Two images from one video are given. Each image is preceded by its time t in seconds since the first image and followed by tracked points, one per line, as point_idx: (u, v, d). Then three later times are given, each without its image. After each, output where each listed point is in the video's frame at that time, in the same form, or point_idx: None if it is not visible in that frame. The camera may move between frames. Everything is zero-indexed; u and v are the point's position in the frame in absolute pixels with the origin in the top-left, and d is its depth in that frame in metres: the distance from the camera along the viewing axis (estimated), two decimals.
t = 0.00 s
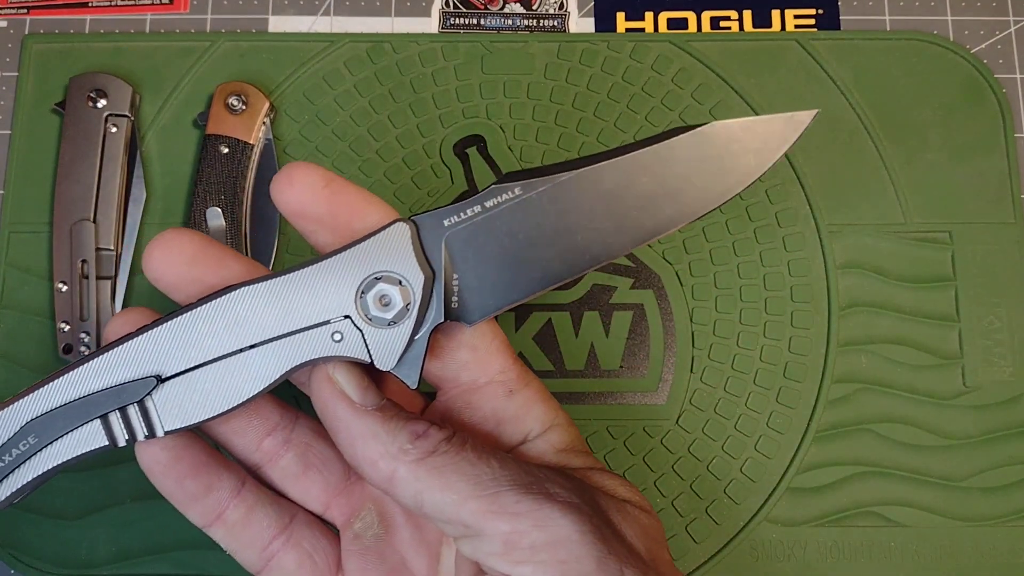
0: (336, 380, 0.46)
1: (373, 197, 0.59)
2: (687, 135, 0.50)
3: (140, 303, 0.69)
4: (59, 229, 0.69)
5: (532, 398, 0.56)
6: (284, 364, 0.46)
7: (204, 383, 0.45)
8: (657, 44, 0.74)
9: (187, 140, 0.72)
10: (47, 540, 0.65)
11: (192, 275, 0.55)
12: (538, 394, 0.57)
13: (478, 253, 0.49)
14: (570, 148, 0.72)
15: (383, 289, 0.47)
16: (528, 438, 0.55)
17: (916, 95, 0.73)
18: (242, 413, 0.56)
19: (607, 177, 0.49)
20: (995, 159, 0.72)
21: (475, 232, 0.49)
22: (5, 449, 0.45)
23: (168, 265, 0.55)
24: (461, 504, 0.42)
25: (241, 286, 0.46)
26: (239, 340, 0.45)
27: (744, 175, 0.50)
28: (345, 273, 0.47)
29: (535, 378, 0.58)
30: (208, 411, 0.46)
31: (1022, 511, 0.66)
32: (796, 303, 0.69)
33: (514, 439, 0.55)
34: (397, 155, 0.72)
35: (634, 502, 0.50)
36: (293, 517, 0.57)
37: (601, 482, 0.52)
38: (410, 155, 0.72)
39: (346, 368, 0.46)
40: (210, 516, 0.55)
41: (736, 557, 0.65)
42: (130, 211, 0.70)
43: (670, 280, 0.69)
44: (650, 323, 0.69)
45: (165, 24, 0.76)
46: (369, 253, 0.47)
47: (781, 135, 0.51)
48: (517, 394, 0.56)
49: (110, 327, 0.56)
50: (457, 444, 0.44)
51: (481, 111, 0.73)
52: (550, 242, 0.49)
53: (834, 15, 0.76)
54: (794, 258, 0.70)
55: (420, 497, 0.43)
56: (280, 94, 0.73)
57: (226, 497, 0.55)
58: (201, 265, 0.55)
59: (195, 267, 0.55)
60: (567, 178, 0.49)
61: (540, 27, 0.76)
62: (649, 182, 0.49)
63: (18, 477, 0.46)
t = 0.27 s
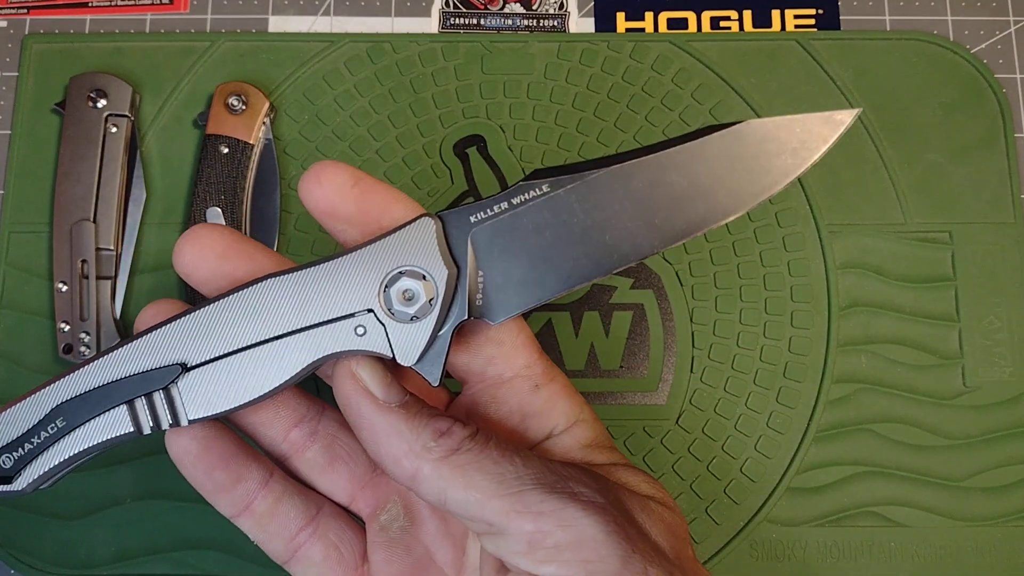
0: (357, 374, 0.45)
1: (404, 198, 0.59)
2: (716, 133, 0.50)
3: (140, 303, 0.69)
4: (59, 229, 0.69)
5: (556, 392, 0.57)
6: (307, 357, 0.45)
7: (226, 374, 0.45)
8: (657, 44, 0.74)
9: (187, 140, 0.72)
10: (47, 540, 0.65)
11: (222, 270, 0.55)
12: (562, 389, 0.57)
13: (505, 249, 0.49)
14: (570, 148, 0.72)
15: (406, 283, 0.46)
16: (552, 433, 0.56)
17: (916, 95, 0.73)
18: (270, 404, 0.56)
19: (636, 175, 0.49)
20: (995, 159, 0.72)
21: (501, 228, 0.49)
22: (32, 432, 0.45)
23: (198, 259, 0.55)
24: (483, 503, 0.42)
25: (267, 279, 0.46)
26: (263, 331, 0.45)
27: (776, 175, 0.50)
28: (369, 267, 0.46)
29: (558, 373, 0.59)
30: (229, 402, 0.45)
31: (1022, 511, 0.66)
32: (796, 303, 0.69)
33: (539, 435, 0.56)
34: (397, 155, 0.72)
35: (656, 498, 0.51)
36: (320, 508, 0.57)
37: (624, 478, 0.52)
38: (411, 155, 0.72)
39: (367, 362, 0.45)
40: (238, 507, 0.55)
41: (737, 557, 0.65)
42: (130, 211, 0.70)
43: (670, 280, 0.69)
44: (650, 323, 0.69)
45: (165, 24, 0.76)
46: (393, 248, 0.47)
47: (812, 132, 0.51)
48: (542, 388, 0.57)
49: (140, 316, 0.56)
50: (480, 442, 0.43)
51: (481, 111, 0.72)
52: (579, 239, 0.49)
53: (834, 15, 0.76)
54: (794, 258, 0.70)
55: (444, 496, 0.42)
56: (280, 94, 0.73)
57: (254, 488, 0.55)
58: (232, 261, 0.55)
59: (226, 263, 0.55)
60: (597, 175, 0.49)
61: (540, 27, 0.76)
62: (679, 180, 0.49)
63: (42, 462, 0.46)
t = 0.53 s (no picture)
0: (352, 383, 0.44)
1: (398, 206, 0.58)
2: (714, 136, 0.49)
3: (137, 303, 0.68)
4: (55, 229, 0.68)
5: (554, 397, 0.56)
6: (302, 366, 0.45)
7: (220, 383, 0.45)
8: (658, 43, 0.74)
9: (185, 139, 0.71)
10: (43, 542, 0.65)
11: (214, 279, 0.55)
12: (559, 394, 0.56)
13: (501, 255, 0.48)
14: (570, 147, 0.71)
15: (401, 290, 0.46)
16: (550, 440, 0.55)
17: (919, 94, 0.73)
18: (263, 413, 0.55)
19: (634, 178, 0.49)
20: (998, 158, 0.71)
21: (498, 233, 0.48)
22: (22, 446, 0.45)
23: (190, 268, 0.55)
24: (482, 511, 0.41)
25: (260, 287, 0.46)
26: (257, 339, 0.45)
27: (776, 178, 0.49)
28: (363, 274, 0.46)
29: (557, 378, 0.58)
30: (222, 412, 0.45)
31: None
32: (798, 303, 0.69)
33: (536, 440, 0.55)
34: (396, 154, 0.71)
35: (655, 505, 0.51)
36: (316, 518, 0.56)
37: (621, 485, 0.52)
38: (410, 154, 0.71)
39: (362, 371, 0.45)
40: (232, 519, 0.54)
41: (738, 560, 0.64)
42: (128, 211, 0.70)
43: (671, 280, 0.69)
44: (651, 324, 0.68)
45: (163, 23, 0.75)
46: (387, 254, 0.47)
47: (812, 134, 0.50)
48: (540, 394, 0.56)
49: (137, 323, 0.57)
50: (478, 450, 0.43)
51: (481, 110, 0.72)
52: (576, 244, 0.48)
53: (837, 13, 0.76)
54: (796, 258, 0.69)
55: (441, 505, 0.42)
56: (278, 92, 0.72)
57: (248, 499, 0.54)
58: (224, 269, 0.55)
59: (218, 271, 0.55)
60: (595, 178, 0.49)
61: (540, 25, 0.75)
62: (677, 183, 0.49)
63: (32, 476, 0.45)
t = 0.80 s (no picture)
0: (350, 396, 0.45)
1: (390, 218, 0.58)
2: (703, 140, 0.49)
3: (138, 303, 0.68)
4: (57, 229, 0.68)
5: (549, 404, 0.57)
6: (299, 380, 0.45)
7: (217, 400, 0.45)
8: (657, 43, 0.74)
9: (186, 140, 0.72)
10: (45, 542, 0.65)
11: (204, 295, 0.55)
12: (554, 402, 0.57)
13: (494, 263, 0.48)
14: (570, 148, 0.71)
15: (396, 302, 0.46)
16: (547, 448, 0.56)
17: (918, 94, 0.73)
18: (257, 430, 0.55)
19: (623, 184, 0.49)
20: (997, 159, 0.72)
21: (490, 242, 0.48)
22: (12, 473, 0.44)
23: (181, 286, 0.55)
24: (484, 521, 0.41)
25: (256, 302, 0.46)
26: (253, 356, 0.45)
27: (763, 180, 0.50)
28: (358, 287, 0.46)
29: (551, 386, 0.58)
30: (219, 429, 0.45)
31: None
32: (797, 303, 0.69)
33: (533, 448, 0.56)
34: (397, 155, 0.71)
35: (654, 510, 0.50)
36: (312, 533, 0.56)
37: (620, 492, 0.51)
38: (410, 155, 0.71)
39: (360, 385, 0.45)
40: (229, 537, 0.54)
41: (738, 559, 0.64)
42: (129, 211, 0.70)
43: (670, 280, 0.69)
44: (651, 324, 0.68)
45: (163, 23, 0.75)
46: (382, 266, 0.47)
47: (799, 137, 0.50)
48: (534, 401, 0.56)
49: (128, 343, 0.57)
50: (478, 459, 0.43)
51: (481, 111, 0.72)
52: (568, 251, 0.49)
53: (836, 13, 0.76)
54: (795, 258, 0.70)
55: (442, 517, 0.42)
56: (279, 93, 0.72)
57: (245, 517, 0.54)
58: (215, 286, 0.55)
59: (208, 288, 0.55)
60: (585, 185, 0.49)
61: (540, 26, 0.75)
62: (667, 189, 0.49)
63: (24, 502, 0.45)
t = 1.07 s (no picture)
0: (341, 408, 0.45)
1: (381, 231, 0.57)
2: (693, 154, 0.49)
3: (138, 303, 0.68)
4: (57, 228, 0.68)
5: (540, 413, 0.56)
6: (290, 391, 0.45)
7: (206, 411, 0.45)
8: (657, 43, 0.74)
9: (186, 140, 0.72)
10: (44, 542, 0.65)
11: (192, 307, 0.55)
12: (545, 410, 0.57)
13: (485, 276, 0.49)
14: (570, 148, 0.71)
15: (387, 313, 0.47)
16: (538, 456, 0.55)
17: (917, 94, 0.73)
18: (247, 442, 0.56)
19: (614, 199, 0.49)
20: (997, 159, 0.72)
21: (481, 255, 0.49)
22: (1, 481, 0.44)
23: (169, 296, 0.55)
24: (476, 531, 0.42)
25: (249, 312, 0.46)
26: (243, 367, 0.45)
27: (753, 194, 0.49)
28: (349, 298, 0.47)
29: (542, 394, 0.58)
30: (209, 439, 0.45)
31: None
32: (797, 303, 0.69)
33: (524, 457, 0.56)
34: (396, 155, 0.71)
35: (646, 520, 0.51)
36: (304, 544, 0.57)
37: (614, 501, 0.52)
38: (410, 155, 0.71)
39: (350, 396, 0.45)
40: (219, 550, 0.55)
41: (738, 559, 0.64)
42: (129, 211, 0.70)
43: (670, 280, 0.69)
44: (651, 324, 0.68)
45: (163, 23, 0.75)
46: (374, 278, 0.47)
47: (790, 151, 0.50)
48: (525, 410, 0.56)
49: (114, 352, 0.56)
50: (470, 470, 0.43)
51: (481, 111, 0.72)
52: (558, 265, 0.49)
53: (836, 13, 0.76)
54: (795, 258, 0.70)
55: (434, 527, 0.43)
56: (279, 93, 0.72)
57: (235, 529, 0.55)
58: (202, 297, 0.55)
59: (196, 299, 0.55)
60: (575, 199, 0.49)
61: (540, 26, 0.75)
62: (656, 204, 0.49)
63: (11, 512, 0.45)
